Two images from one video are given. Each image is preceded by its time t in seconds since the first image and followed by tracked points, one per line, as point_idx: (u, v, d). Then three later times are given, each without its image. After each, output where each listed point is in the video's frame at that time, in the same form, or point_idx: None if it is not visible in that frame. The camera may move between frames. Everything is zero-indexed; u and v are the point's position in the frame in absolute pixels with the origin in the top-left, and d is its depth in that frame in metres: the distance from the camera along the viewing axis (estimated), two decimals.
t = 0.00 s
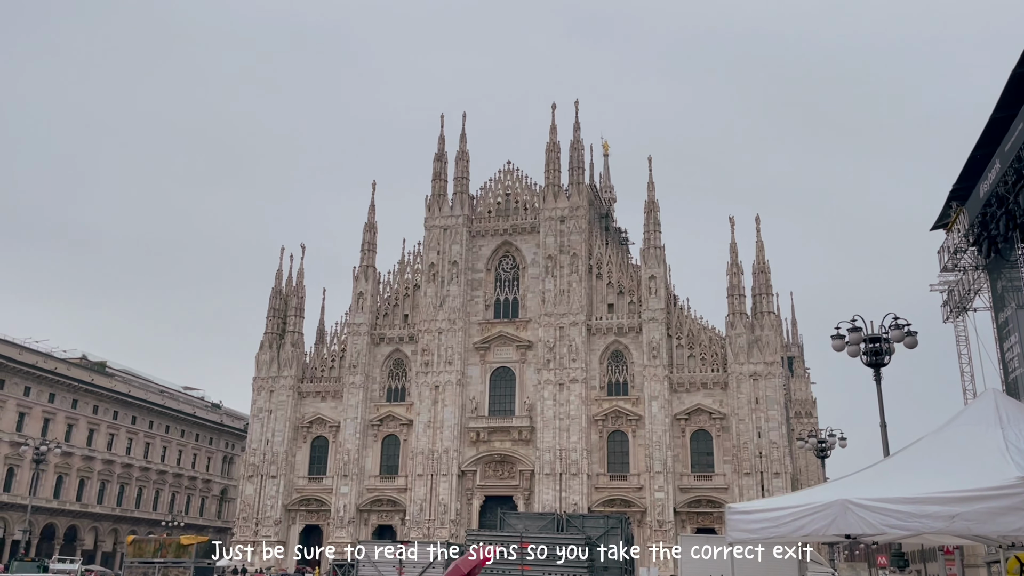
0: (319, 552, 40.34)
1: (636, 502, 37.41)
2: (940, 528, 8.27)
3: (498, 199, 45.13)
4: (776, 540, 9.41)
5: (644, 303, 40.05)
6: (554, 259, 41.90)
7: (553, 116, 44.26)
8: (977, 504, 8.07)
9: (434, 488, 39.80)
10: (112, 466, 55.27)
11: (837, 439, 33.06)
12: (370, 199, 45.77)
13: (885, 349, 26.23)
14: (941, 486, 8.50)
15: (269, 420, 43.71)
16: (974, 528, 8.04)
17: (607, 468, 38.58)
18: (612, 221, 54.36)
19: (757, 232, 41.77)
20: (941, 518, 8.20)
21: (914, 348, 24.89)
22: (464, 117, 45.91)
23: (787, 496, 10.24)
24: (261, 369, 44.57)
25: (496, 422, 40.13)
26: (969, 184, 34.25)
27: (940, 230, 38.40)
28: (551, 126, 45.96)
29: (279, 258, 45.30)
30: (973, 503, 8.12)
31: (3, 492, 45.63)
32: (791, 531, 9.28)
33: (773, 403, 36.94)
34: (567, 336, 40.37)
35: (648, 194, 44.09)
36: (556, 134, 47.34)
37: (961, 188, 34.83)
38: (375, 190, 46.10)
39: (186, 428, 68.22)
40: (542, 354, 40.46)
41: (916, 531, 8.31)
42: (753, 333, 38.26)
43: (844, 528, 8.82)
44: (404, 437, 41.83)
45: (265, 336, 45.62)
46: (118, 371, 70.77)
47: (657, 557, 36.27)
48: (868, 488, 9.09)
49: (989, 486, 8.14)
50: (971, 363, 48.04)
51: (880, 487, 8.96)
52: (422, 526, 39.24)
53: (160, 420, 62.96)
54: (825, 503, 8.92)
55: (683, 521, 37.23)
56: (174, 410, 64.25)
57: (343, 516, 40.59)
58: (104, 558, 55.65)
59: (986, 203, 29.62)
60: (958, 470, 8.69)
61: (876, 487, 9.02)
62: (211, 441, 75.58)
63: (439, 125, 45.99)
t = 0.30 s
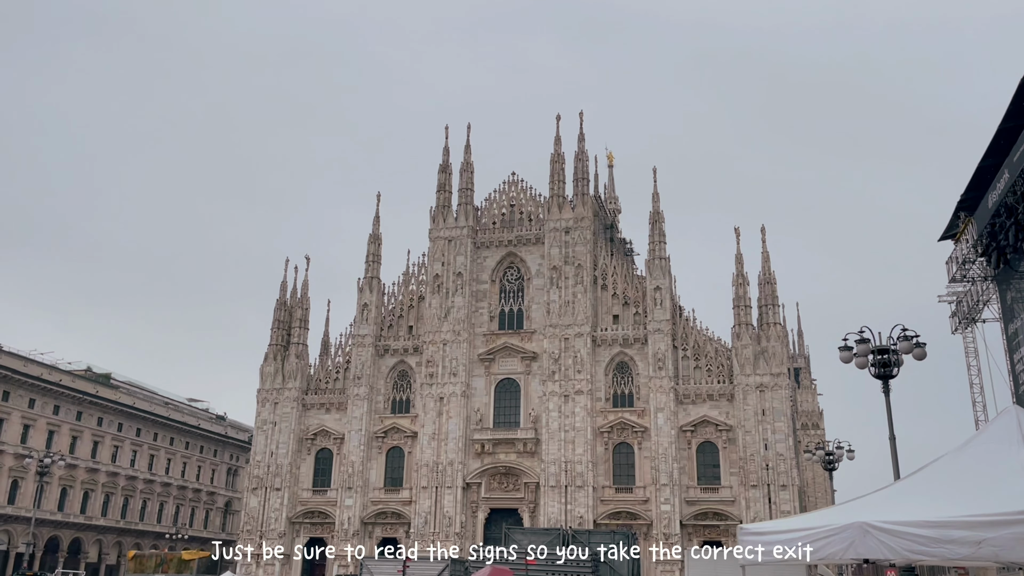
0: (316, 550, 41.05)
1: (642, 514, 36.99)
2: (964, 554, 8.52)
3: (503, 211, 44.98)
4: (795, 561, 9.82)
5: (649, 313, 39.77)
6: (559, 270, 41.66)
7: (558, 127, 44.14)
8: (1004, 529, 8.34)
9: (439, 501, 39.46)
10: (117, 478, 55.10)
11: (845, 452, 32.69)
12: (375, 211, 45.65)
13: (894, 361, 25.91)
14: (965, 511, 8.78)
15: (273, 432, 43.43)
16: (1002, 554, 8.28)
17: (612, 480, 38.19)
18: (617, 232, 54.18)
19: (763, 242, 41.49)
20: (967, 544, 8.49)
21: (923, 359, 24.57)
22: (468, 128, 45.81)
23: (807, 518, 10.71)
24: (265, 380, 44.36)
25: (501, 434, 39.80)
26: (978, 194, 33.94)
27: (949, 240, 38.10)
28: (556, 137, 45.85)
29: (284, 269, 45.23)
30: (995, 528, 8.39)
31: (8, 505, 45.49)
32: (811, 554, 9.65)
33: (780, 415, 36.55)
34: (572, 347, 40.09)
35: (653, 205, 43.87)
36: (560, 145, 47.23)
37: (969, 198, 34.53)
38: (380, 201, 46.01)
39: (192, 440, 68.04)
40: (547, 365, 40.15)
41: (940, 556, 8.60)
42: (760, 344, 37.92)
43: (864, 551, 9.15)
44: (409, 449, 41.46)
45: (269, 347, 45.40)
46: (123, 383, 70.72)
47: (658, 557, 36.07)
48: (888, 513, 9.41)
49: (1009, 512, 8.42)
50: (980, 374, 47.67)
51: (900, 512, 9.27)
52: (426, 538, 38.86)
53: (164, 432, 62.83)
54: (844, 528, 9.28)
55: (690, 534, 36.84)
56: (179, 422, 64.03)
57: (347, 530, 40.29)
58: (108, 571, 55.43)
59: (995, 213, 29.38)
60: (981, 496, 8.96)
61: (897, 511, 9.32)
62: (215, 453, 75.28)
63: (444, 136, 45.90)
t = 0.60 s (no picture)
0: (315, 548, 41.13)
1: (647, 524, 36.70)
2: (986, 571, 8.35)
3: (507, 220, 44.85)
4: None
5: (653, 322, 39.59)
6: (563, 278, 41.50)
7: (562, 136, 44.07)
8: (1023, 546, 8.12)
9: (443, 511, 39.24)
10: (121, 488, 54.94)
11: (851, 461, 32.39)
12: (379, 219, 45.58)
13: (900, 370, 25.63)
14: (985, 526, 8.62)
15: (277, 441, 43.24)
16: None
17: (617, 490, 37.91)
18: (621, 241, 54.01)
19: (768, 251, 41.28)
20: (988, 561, 8.32)
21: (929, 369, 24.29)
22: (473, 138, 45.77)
23: (826, 530, 10.92)
24: (270, 390, 44.25)
25: (505, 444, 39.59)
26: (985, 202, 33.71)
27: (955, 249, 37.87)
28: (560, 146, 45.77)
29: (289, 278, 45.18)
30: (1013, 544, 8.18)
31: (12, 515, 45.37)
32: (831, 570, 9.77)
33: (786, 425, 36.31)
34: (577, 356, 39.90)
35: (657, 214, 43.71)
36: (564, 154, 47.16)
37: (975, 206, 34.30)
38: (384, 210, 45.96)
39: (196, 449, 67.89)
40: (551, 375, 39.94)
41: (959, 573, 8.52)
42: (765, 353, 37.67)
43: (881, 568, 9.19)
44: (413, 459, 41.20)
45: (274, 356, 45.27)
46: (128, 393, 70.70)
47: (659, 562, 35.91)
48: (906, 527, 9.37)
49: None
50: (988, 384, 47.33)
51: (917, 526, 9.20)
52: (430, 548, 38.65)
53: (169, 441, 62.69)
54: (860, 545, 9.35)
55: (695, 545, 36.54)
56: (184, 431, 63.83)
57: (350, 540, 40.04)
58: None
59: (1002, 221, 29.11)
60: (1000, 510, 8.78)
61: (915, 525, 9.30)
62: (219, 462, 75.09)
63: (448, 145, 45.87)
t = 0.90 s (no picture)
0: (315, 549, 40.79)
1: (652, 529, 36.35)
2: (1007, 572, 8.32)
3: (511, 223, 44.62)
4: None
5: (658, 326, 39.31)
6: (567, 282, 41.26)
7: (566, 140, 43.92)
8: None
9: (447, 515, 38.93)
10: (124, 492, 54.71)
11: (858, 466, 32.04)
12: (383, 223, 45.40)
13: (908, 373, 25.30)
14: (1003, 527, 8.58)
15: (281, 445, 42.99)
16: None
17: (622, 495, 37.57)
18: (625, 245, 53.77)
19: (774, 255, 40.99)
20: (1012, 562, 8.27)
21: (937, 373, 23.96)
22: (477, 142, 45.61)
23: (838, 530, 10.60)
24: (273, 394, 43.99)
25: (509, 448, 39.28)
26: (993, 205, 33.41)
27: (962, 252, 37.59)
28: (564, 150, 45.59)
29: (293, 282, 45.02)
30: None
31: (15, 519, 45.18)
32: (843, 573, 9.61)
33: (791, 429, 35.99)
34: (581, 361, 39.63)
35: (661, 217, 43.49)
36: (569, 158, 46.96)
37: (983, 208, 34.02)
38: (387, 214, 45.78)
39: (200, 454, 67.69)
40: (555, 379, 39.67)
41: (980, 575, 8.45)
42: (770, 357, 37.36)
43: (897, 569, 9.08)
44: (416, 463, 40.95)
45: (277, 360, 45.03)
46: (132, 398, 70.51)
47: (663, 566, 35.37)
48: (920, 527, 9.27)
49: None
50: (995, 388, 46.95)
51: (934, 527, 9.12)
52: (433, 553, 38.34)
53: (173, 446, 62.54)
54: (874, 546, 9.21)
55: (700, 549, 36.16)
56: (187, 435, 63.60)
57: (354, 544, 39.73)
58: None
59: (1011, 223, 28.84)
60: (1018, 511, 8.76)
61: (930, 525, 9.20)
62: (223, 466, 74.85)
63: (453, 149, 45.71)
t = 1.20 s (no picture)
0: (315, 549, 40.72)
1: (654, 531, 36.24)
2: None
3: (513, 225, 44.57)
4: None
5: (660, 328, 39.22)
6: (569, 284, 41.18)
7: (568, 142, 43.90)
8: None
9: (449, 517, 38.83)
10: (126, 493, 54.65)
11: (861, 468, 31.90)
12: (385, 224, 45.34)
13: (911, 374, 25.18)
14: (1018, 533, 8.62)
15: (283, 447, 42.91)
16: None
17: (623, 496, 37.49)
18: (627, 247, 53.74)
19: (776, 257, 40.92)
20: None
21: (941, 374, 23.84)
22: (479, 144, 45.55)
23: (840, 533, 10.86)
24: (275, 395, 43.91)
25: (511, 449, 39.19)
26: (997, 206, 33.35)
27: (966, 253, 37.51)
28: (566, 151, 45.54)
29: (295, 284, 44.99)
30: None
31: (17, 520, 45.13)
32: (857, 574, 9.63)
33: (793, 431, 35.86)
34: (583, 362, 39.54)
35: (664, 219, 43.44)
36: (571, 160, 46.93)
37: (987, 210, 33.95)
38: (389, 216, 45.74)
39: (202, 456, 67.66)
40: (557, 380, 39.58)
41: None
42: (772, 359, 37.27)
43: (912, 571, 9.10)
44: (418, 465, 40.88)
45: (279, 361, 44.96)
46: (133, 399, 70.49)
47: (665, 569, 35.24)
48: (933, 528, 9.30)
49: None
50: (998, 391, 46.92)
51: (947, 528, 9.15)
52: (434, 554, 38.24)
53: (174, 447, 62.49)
54: (889, 548, 9.22)
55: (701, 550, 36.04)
56: (189, 436, 63.52)
57: (356, 545, 39.62)
58: None
59: (1015, 224, 28.76)
60: None
61: (943, 526, 9.24)
62: (224, 468, 74.75)
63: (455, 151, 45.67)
